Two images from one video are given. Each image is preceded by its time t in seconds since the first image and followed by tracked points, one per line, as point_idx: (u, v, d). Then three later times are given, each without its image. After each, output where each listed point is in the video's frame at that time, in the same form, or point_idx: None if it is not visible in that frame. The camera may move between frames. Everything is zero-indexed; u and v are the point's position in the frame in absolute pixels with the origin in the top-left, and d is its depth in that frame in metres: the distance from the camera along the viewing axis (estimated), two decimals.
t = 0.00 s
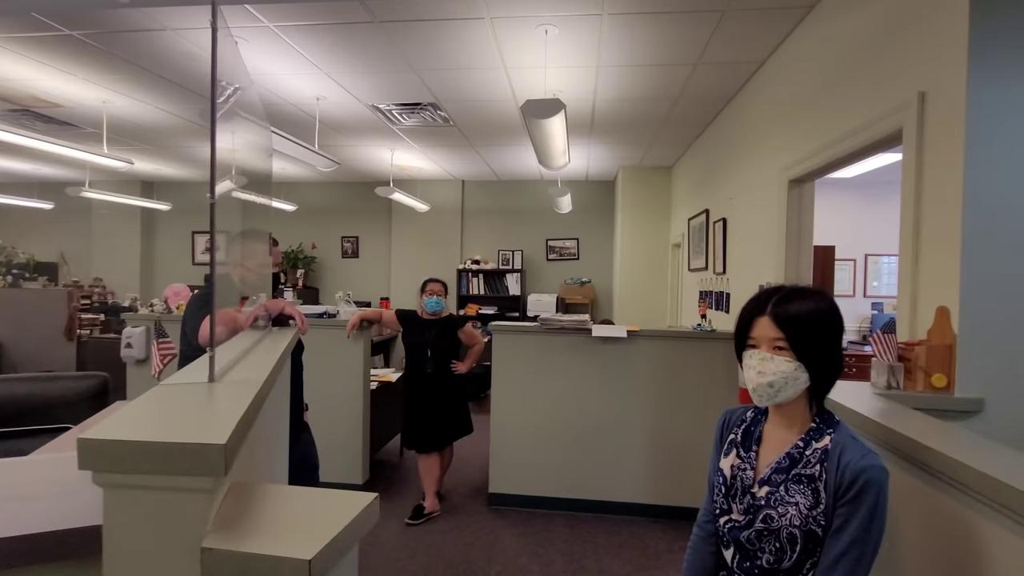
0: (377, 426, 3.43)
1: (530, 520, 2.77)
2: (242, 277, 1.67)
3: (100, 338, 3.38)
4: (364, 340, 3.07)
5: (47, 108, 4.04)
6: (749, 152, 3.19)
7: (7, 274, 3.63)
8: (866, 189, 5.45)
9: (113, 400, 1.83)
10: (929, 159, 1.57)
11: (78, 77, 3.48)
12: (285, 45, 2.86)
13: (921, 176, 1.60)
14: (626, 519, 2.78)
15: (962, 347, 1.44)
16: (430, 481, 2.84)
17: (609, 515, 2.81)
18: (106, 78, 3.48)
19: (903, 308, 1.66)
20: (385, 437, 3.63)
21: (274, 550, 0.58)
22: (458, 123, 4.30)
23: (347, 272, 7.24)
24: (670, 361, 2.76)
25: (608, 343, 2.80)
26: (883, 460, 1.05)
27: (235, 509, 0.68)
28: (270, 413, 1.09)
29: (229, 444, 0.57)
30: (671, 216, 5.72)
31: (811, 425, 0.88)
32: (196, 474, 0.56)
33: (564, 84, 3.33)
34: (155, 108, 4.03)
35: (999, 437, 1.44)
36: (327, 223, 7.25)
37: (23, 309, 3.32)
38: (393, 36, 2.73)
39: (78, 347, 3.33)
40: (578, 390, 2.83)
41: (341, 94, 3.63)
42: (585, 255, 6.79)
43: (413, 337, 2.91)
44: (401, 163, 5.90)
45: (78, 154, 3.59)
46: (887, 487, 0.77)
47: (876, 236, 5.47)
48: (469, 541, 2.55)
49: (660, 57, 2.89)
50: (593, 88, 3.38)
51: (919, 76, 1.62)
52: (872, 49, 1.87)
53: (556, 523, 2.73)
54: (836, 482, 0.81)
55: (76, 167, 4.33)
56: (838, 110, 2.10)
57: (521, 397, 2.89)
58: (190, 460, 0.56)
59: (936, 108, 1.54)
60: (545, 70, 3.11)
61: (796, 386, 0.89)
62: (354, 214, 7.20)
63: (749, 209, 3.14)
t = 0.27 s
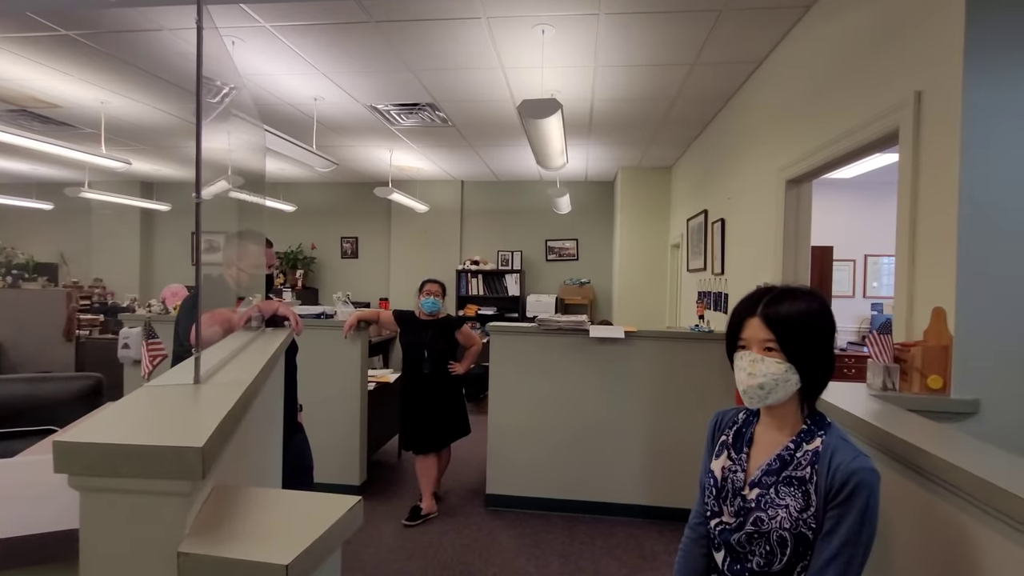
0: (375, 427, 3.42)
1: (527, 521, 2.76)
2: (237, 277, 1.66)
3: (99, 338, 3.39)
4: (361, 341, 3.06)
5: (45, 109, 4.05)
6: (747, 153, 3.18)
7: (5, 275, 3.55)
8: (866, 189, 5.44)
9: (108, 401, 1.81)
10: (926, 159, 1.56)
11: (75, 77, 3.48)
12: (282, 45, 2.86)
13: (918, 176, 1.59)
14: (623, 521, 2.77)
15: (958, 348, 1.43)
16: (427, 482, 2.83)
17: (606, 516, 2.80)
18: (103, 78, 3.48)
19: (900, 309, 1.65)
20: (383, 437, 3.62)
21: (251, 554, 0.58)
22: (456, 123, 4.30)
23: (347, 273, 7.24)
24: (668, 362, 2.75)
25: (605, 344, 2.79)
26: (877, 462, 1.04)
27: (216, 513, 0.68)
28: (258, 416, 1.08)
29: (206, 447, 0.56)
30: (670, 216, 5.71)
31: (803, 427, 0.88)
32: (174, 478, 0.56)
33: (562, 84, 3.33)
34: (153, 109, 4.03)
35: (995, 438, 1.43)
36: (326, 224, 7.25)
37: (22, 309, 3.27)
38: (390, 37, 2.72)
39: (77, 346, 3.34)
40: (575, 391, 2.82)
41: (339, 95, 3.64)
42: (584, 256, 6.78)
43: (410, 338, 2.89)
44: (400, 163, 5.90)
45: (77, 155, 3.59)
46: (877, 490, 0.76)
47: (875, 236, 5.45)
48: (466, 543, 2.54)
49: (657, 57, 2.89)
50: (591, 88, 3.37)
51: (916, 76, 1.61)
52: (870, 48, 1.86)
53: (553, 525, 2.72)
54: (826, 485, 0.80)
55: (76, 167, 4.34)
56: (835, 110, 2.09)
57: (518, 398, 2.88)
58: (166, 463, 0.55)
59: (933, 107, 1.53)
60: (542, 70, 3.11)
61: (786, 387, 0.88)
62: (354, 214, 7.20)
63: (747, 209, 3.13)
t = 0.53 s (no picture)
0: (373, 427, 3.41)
1: (525, 521, 2.75)
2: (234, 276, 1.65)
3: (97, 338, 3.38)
4: (359, 341, 3.05)
5: (44, 108, 4.04)
6: (746, 151, 3.16)
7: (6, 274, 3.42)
8: (866, 188, 5.42)
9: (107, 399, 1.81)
10: (925, 156, 1.55)
11: (73, 76, 3.47)
12: (280, 44, 2.85)
13: (917, 174, 1.58)
14: (622, 521, 2.76)
15: (956, 347, 1.42)
16: (425, 481, 2.82)
17: (605, 516, 2.79)
18: (102, 77, 3.48)
19: (898, 307, 1.64)
20: (382, 437, 3.62)
21: (232, 554, 0.58)
22: (455, 122, 4.30)
23: (346, 272, 7.23)
24: (666, 361, 2.74)
25: (604, 343, 2.78)
26: (875, 461, 1.03)
27: (201, 511, 0.67)
28: (250, 414, 1.08)
29: (188, 444, 0.55)
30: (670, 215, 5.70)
31: (797, 426, 0.87)
32: (157, 477, 0.55)
33: (560, 83, 3.32)
34: (151, 108, 4.03)
35: (994, 437, 1.42)
36: (326, 223, 7.25)
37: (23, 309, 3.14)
38: (387, 35, 2.72)
39: (78, 346, 3.24)
40: (573, 391, 2.81)
41: (337, 93, 3.64)
42: (584, 255, 6.77)
43: (408, 337, 2.88)
44: (399, 163, 5.89)
45: (75, 154, 3.59)
46: (872, 489, 0.75)
47: (876, 236, 5.44)
48: (464, 542, 2.53)
49: (656, 55, 2.88)
50: (590, 87, 3.36)
51: (915, 72, 1.59)
52: (868, 45, 1.84)
53: (552, 525, 2.71)
54: (820, 484, 0.79)
55: (75, 167, 4.34)
56: (834, 107, 2.08)
57: (516, 397, 2.87)
58: (148, 460, 0.54)
59: (932, 104, 1.52)
60: (540, 68, 3.10)
61: (781, 386, 0.88)
62: (354, 214, 7.19)
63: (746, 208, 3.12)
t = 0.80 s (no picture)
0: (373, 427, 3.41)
1: (525, 521, 2.74)
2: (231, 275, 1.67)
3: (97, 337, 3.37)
4: (359, 340, 3.05)
5: (45, 108, 4.05)
6: (747, 150, 3.15)
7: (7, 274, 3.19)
8: (868, 187, 5.40)
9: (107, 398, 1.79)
10: (925, 154, 1.54)
11: (74, 76, 3.48)
12: (279, 43, 2.85)
13: (918, 171, 1.57)
14: (622, 521, 2.75)
15: (957, 345, 1.41)
16: (425, 481, 2.81)
17: (606, 516, 2.78)
18: (102, 77, 3.49)
19: (899, 306, 1.63)
20: (382, 437, 3.61)
21: (218, 554, 0.59)
22: (455, 122, 4.29)
23: (348, 272, 7.23)
24: (666, 360, 2.73)
25: (604, 343, 2.77)
26: (874, 460, 1.02)
27: (190, 509, 0.68)
28: (245, 413, 1.07)
29: (172, 443, 0.56)
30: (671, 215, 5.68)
31: (794, 425, 0.86)
32: (141, 477, 0.56)
33: (559, 82, 3.31)
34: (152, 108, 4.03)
35: (996, 437, 1.40)
36: (327, 223, 7.25)
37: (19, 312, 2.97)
38: (385, 34, 2.71)
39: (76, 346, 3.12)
40: (574, 390, 2.80)
41: (337, 93, 3.64)
42: (585, 255, 6.75)
43: (407, 337, 2.88)
44: (400, 162, 5.89)
45: (76, 154, 3.59)
46: (868, 489, 0.74)
47: (878, 235, 5.41)
48: (464, 542, 2.52)
49: (655, 54, 2.87)
50: (589, 86, 3.35)
51: (915, 69, 1.58)
52: (869, 41, 1.83)
53: (552, 525, 2.70)
54: (816, 484, 0.79)
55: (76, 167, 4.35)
56: (834, 105, 2.06)
57: (515, 397, 2.86)
58: (132, 459, 0.55)
59: (932, 101, 1.51)
60: (539, 67, 3.09)
61: (776, 385, 0.87)
62: (355, 214, 7.19)
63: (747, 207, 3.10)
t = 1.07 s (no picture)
0: (375, 426, 3.41)
1: (527, 521, 2.74)
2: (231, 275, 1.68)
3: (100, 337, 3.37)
4: (360, 340, 3.05)
5: (49, 109, 4.07)
6: (749, 149, 3.13)
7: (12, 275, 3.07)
8: (872, 185, 5.37)
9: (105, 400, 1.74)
10: (927, 151, 1.53)
11: (77, 76, 3.49)
12: (280, 44, 2.86)
13: (920, 170, 1.56)
14: (624, 521, 2.74)
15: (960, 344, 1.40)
16: (427, 481, 2.81)
17: (607, 516, 2.78)
18: (105, 78, 3.50)
19: (901, 304, 1.62)
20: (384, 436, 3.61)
21: (210, 552, 0.59)
22: (457, 121, 4.29)
23: (350, 272, 7.24)
24: (668, 360, 2.72)
25: (605, 342, 2.77)
26: (874, 460, 1.01)
27: (185, 506, 0.68)
28: (243, 412, 1.07)
29: (166, 442, 0.57)
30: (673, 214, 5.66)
31: (791, 424, 0.86)
32: (135, 474, 0.57)
33: (560, 81, 3.30)
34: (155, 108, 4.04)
35: (1000, 436, 1.39)
36: (330, 223, 7.26)
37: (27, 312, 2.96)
38: (386, 34, 2.72)
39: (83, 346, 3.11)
40: (575, 390, 2.80)
41: (339, 93, 3.64)
42: (588, 255, 6.74)
43: (409, 336, 2.88)
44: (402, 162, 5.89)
45: (79, 155, 3.61)
46: (866, 489, 0.74)
47: (882, 234, 5.38)
48: (465, 542, 2.52)
49: (656, 52, 2.86)
50: (591, 85, 3.34)
51: (917, 66, 1.57)
52: (871, 39, 1.82)
53: (554, 524, 2.70)
54: (814, 483, 0.78)
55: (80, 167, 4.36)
56: (836, 102, 2.05)
57: (517, 396, 2.86)
58: (125, 456, 0.56)
59: (933, 99, 1.50)
60: (540, 66, 3.08)
61: (773, 384, 0.87)
62: (357, 214, 7.20)
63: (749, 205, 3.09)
